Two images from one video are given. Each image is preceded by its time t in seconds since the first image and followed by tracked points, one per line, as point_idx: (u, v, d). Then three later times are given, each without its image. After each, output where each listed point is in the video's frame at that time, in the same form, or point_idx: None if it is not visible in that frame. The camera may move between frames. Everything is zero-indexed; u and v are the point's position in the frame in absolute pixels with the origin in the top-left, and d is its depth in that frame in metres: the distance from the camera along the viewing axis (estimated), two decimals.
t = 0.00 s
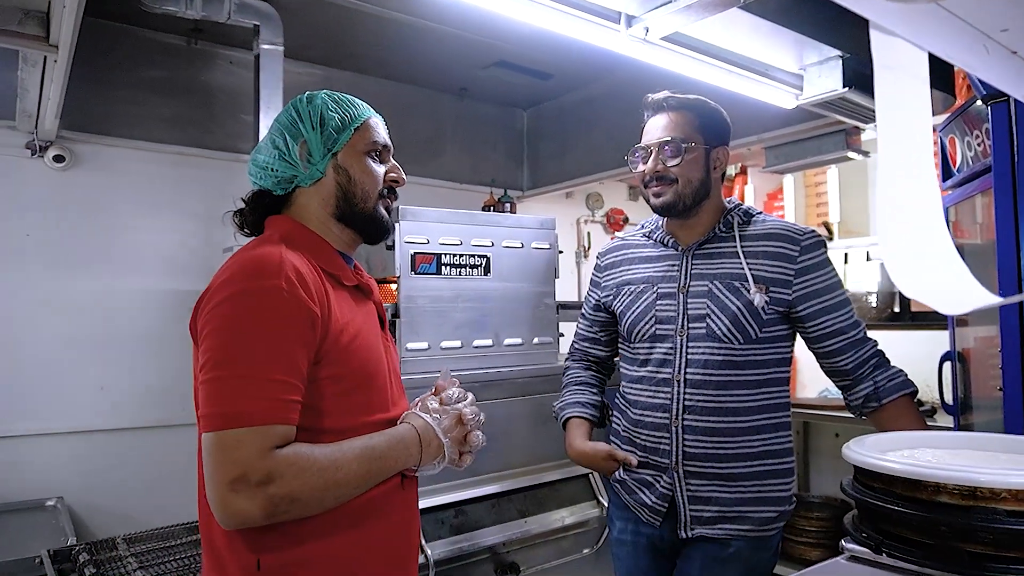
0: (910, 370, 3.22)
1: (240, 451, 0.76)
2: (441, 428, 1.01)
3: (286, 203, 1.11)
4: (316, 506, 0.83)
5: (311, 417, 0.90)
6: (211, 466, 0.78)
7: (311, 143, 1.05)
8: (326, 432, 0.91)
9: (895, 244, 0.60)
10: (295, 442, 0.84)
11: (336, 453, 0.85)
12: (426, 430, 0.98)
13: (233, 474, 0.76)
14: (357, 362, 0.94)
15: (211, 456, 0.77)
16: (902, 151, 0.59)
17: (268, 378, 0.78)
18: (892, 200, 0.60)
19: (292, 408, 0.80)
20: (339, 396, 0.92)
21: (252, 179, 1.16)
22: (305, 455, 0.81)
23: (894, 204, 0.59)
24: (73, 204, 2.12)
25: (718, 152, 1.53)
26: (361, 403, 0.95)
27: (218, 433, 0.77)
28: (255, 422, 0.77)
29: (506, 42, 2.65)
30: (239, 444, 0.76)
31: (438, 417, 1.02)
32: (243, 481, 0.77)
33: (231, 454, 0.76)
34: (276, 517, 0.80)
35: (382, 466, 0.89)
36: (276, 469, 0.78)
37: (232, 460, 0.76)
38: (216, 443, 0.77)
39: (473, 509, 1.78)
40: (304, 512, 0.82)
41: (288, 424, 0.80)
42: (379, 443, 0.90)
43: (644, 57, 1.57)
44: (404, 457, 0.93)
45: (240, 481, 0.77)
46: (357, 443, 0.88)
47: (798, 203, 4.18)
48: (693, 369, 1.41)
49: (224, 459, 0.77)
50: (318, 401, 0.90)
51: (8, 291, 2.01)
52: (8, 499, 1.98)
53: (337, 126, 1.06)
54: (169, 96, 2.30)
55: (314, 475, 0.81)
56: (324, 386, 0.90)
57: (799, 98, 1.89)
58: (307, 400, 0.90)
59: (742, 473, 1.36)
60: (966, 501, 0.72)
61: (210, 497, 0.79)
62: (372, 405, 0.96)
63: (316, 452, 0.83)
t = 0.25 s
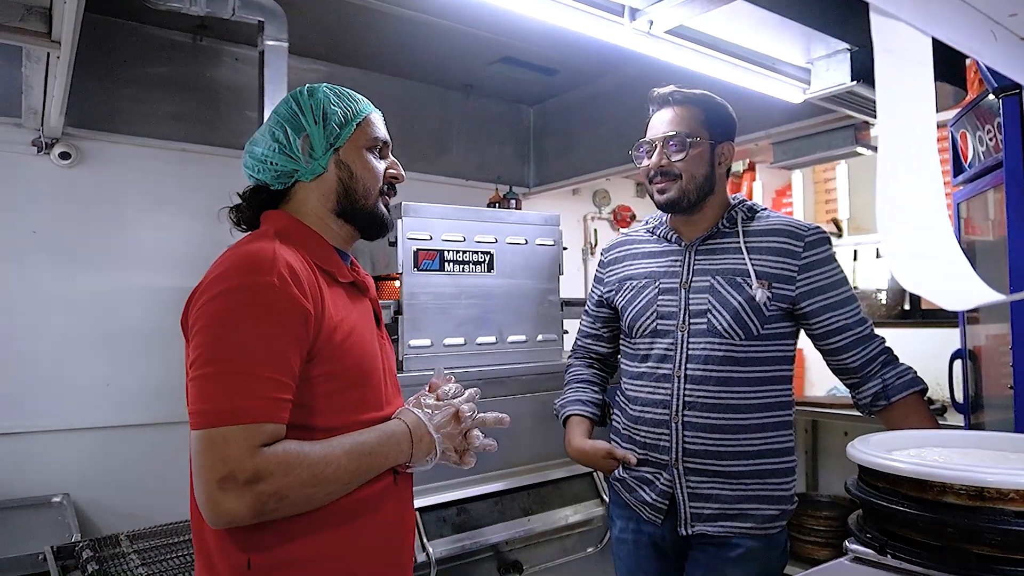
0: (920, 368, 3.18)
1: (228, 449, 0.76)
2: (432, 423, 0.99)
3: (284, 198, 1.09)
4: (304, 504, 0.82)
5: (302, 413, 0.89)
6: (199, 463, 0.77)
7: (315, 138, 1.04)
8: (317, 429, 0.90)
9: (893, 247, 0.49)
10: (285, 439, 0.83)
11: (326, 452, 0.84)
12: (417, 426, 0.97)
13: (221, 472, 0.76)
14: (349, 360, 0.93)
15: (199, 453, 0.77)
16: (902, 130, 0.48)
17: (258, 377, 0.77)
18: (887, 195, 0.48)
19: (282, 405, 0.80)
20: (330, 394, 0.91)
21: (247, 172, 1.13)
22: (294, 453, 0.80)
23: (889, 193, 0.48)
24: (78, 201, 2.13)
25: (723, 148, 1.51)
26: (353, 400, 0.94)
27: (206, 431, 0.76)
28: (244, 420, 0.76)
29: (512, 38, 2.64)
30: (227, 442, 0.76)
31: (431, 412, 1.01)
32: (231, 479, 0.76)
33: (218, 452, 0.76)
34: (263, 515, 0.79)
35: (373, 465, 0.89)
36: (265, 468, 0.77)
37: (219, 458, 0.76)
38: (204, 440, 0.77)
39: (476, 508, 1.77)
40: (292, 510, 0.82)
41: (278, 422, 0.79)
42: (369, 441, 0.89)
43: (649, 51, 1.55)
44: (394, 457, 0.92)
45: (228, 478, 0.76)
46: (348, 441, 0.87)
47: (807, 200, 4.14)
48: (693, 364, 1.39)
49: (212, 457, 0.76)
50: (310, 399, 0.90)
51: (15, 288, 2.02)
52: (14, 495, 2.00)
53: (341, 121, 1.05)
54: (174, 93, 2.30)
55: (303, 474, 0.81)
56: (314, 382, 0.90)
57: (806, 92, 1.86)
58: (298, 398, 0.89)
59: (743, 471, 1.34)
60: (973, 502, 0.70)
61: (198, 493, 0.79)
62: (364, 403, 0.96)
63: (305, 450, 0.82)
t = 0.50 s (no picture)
0: (927, 365, 3.16)
1: (222, 451, 0.76)
2: (428, 425, 0.99)
3: (282, 194, 1.08)
4: (299, 506, 0.82)
5: (297, 414, 0.89)
6: (192, 464, 0.77)
7: (322, 136, 1.03)
8: (313, 429, 0.90)
9: (888, 246, 0.41)
10: (280, 441, 0.83)
11: (321, 454, 0.84)
12: (412, 427, 0.97)
13: (215, 474, 0.76)
14: (345, 361, 0.93)
15: (193, 454, 0.77)
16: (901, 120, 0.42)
17: (254, 379, 0.77)
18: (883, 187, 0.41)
19: (277, 408, 0.80)
20: (326, 395, 0.91)
21: (245, 165, 1.10)
22: (289, 455, 0.80)
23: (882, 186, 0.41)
24: (81, 202, 2.13)
25: (724, 145, 1.50)
26: (349, 401, 0.94)
27: (200, 433, 0.76)
28: (239, 422, 0.76)
29: (515, 35, 2.63)
30: (221, 444, 0.76)
31: (428, 413, 1.00)
32: (225, 482, 0.76)
33: (212, 454, 0.75)
34: (257, 517, 0.79)
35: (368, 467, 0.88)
36: (260, 470, 0.77)
37: (213, 460, 0.75)
38: (197, 442, 0.76)
39: (478, 507, 1.76)
40: (286, 512, 0.82)
41: (273, 424, 0.79)
42: (364, 442, 0.89)
43: (651, 46, 1.54)
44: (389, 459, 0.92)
45: (222, 481, 0.76)
46: (344, 443, 0.87)
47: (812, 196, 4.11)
48: (699, 362, 1.38)
49: (205, 459, 0.76)
50: (306, 400, 0.89)
51: (19, 288, 2.02)
52: (19, 495, 2.00)
53: (349, 121, 1.04)
54: (177, 93, 2.31)
55: (298, 476, 0.81)
56: (309, 383, 0.89)
57: (810, 87, 1.85)
58: (292, 398, 0.89)
59: (751, 469, 1.33)
60: (976, 501, 0.69)
61: (191, 494, 0.79)
62: (359, 403, 0.96)
63: (300, 452, 0.82)
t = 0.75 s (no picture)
0: (937, 362, 3.13)
1: (220, 453, 0.75)
2: (427, 425, 0.98)
3: (282, 192, 1.07)
4: (297, 508, 0.82)
5: (294, 415, 0.89)
6: (189, 466, 0.76)
7: (325, 133, 1.02)
8: (311, 430, 0.90)
9: (888, 242, 0.40)
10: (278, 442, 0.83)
11: (319, 456, 0.84)
12: (411, 429, 0.96)
13: (213, 477, 0.75)
14: (343, 362, 0.92)
15: (190, 456, 0.76)
16: (903, 113, 0.40)
17: (251, 381, 0.77)
18: (882, 184, 0.40)
19: (274, 409, 0.79)
20: (324, 395, 0.91)
21: (244, 160, 1.08)
22: (286, 457, 0.80)
23: (882, 183, 0.40)
24: (86, 202, 2.14)
25: (730, 141, 1.49)
26: (347, 402, 0.94)
27: (196, 435, 0.75)
28: (236, 424, 0.76)
29: (518, 32, 2.62)
30: (218, 446, 0.75)
31: (429, 413, 1.00)
32: (222, 484, 0.75)
33: (210, 456, 0.75)
34: (254, 520, 0.79)
35: (367, 468, 0.88)
36: (257, 471, 0.77)
37: (211, 463, 0.75)
38: (194, 444, 0.76)
39: (482, 505, 1.76)
40: (285, 515, 0.81)
41: (271, 425, 0.79)
42: (363, 443, 0.89)
43: (655, 42, 1.53)
44: (389, 460, 0.91)
45: (219, 483, 0.75)
46: (342, 444, 0.87)
47: (820, 192, 4.08)
48: (705, 360, 1.37)
49: (202, 461, 0.75)
50: (304, 401, 0.89)
51: (25, 289, 2.03)
52: (26, 494, 2.02)
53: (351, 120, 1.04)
54: (181, 93, 2.31)
55: (295, 478, 0.80)
56: (307, 384, 0.89)
57: (816, 81, 1.83)
58: (290, 399, 0.88)
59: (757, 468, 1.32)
60: (984, 500, 0.68)
61: (188, 497, 0.78)
62: (358, 404, 0.95)
63: (298, 453, 0.82)
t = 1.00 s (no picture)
0: (943, 361, 3.10)
1: (218, 454, 0.75)
2: (427, 426, 0.98)
3: (281, 189, 1.07)
4: (295, 510, 0.81)
5: (293, 414, 0.88)
6: (186, 467, 0.76)
7: (324, 129, 1.01)
8: (310, 430, 0.89)
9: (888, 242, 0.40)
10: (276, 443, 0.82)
11: (318, 456, 0.83)
12: (412, 430, 0.96)
13: (210, 477, 0.75)
14: (342, 361, 0.92)
15: (187, 456, 0.76)
16: (904, 112, 0.39)
17: (248, 381, 0.76)
18: (883, 186, 0.40)
19: (272, 409, 0.79)
20: (323, 395, 0.90)
21: (242, 157, 1.08)
22: (284, 458, 0.79)
23: (882, 184, 0.40)
24: (88, 201, 2.14)
25: (732, 138, 1.48)
26: (346, 402, 0.93)
27: (194, 436, 0.75)
28: (234, 424, 0.75)
29: (521, 29, 2.61)
30: (216, 447, 0.75)
31: (429, 414, 1.00)
32: (220, 485, 0.75)
33: (207, 457, 0.75)
34: (253, 521, 0.78)
35: (366, 469, 0.88)
36: (255, 472, 0.76)
37: (208, 464, 0.75)
38: (192, 445, 0.75)
39: (484, 505, 1.75)
40: (283, 516, 0.81)
41: (269, 426, 0.78)
42: (362, 444, 0.88)
43: (657, 39, 1.52)
44: (389, 461, 0.91)
45: (217, 484, 0.75)
46: (341, 445, 0.86)
47: (824, 190, 4.06)
48: (706, 358, 1.36)
49: (199, 461, 0.75)
50: (303, 400, 0.89)
51: (28, 287, 2.04)
52: (29, 492, 2.02)
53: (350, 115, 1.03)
54: (184, 91, 2.31)
55: (294, 478, 0.80)
56: (306, 384, 0.89)
57: (819, 78, 1.82)
58: (289, 398, 0.88)
59: (760, 467, 1.31)
60: (987, 500, 0.67)
61: (186, 498, 0.78)
62: (357, 404, 0.95)
63: (296, 454, 0.81)
